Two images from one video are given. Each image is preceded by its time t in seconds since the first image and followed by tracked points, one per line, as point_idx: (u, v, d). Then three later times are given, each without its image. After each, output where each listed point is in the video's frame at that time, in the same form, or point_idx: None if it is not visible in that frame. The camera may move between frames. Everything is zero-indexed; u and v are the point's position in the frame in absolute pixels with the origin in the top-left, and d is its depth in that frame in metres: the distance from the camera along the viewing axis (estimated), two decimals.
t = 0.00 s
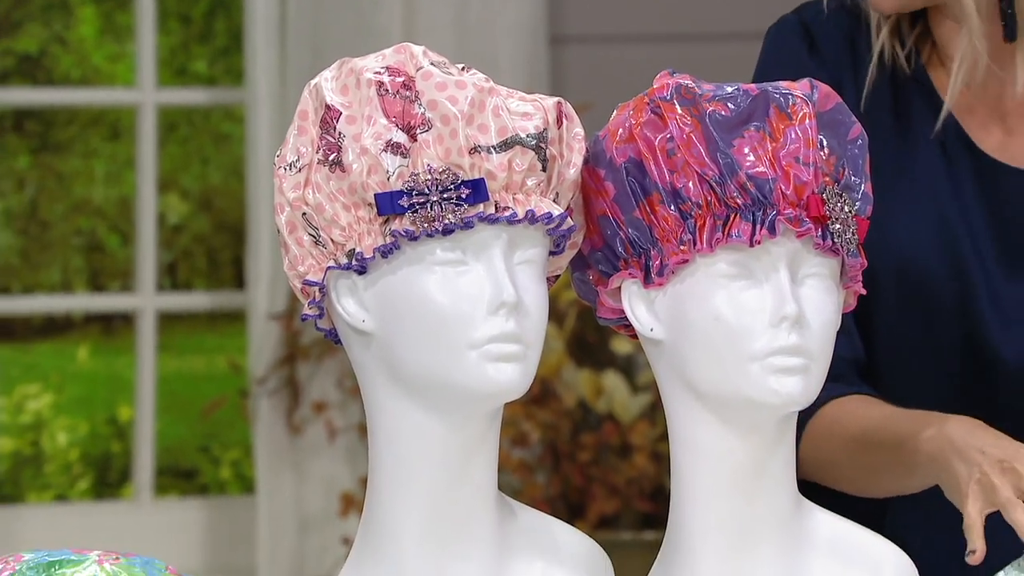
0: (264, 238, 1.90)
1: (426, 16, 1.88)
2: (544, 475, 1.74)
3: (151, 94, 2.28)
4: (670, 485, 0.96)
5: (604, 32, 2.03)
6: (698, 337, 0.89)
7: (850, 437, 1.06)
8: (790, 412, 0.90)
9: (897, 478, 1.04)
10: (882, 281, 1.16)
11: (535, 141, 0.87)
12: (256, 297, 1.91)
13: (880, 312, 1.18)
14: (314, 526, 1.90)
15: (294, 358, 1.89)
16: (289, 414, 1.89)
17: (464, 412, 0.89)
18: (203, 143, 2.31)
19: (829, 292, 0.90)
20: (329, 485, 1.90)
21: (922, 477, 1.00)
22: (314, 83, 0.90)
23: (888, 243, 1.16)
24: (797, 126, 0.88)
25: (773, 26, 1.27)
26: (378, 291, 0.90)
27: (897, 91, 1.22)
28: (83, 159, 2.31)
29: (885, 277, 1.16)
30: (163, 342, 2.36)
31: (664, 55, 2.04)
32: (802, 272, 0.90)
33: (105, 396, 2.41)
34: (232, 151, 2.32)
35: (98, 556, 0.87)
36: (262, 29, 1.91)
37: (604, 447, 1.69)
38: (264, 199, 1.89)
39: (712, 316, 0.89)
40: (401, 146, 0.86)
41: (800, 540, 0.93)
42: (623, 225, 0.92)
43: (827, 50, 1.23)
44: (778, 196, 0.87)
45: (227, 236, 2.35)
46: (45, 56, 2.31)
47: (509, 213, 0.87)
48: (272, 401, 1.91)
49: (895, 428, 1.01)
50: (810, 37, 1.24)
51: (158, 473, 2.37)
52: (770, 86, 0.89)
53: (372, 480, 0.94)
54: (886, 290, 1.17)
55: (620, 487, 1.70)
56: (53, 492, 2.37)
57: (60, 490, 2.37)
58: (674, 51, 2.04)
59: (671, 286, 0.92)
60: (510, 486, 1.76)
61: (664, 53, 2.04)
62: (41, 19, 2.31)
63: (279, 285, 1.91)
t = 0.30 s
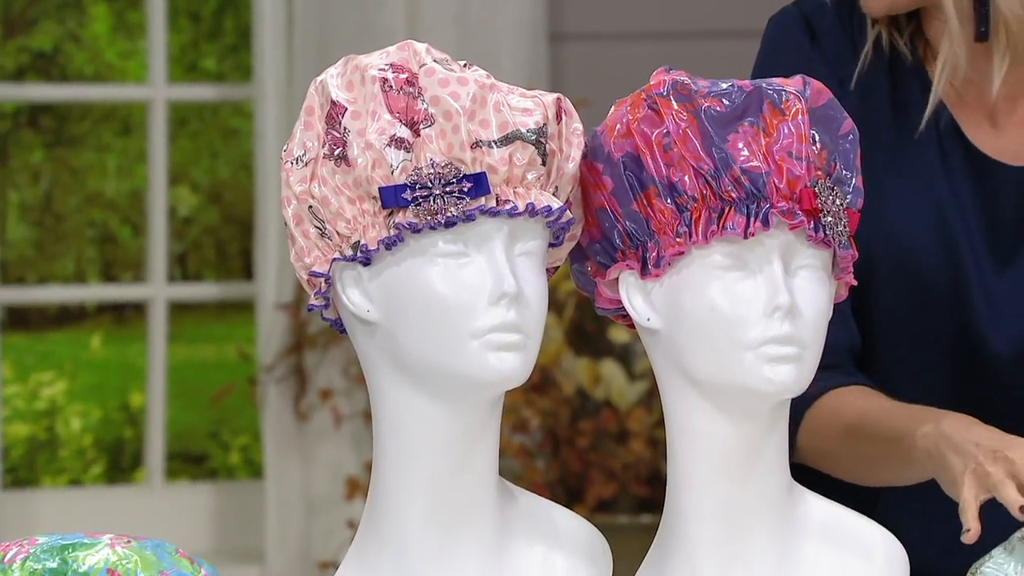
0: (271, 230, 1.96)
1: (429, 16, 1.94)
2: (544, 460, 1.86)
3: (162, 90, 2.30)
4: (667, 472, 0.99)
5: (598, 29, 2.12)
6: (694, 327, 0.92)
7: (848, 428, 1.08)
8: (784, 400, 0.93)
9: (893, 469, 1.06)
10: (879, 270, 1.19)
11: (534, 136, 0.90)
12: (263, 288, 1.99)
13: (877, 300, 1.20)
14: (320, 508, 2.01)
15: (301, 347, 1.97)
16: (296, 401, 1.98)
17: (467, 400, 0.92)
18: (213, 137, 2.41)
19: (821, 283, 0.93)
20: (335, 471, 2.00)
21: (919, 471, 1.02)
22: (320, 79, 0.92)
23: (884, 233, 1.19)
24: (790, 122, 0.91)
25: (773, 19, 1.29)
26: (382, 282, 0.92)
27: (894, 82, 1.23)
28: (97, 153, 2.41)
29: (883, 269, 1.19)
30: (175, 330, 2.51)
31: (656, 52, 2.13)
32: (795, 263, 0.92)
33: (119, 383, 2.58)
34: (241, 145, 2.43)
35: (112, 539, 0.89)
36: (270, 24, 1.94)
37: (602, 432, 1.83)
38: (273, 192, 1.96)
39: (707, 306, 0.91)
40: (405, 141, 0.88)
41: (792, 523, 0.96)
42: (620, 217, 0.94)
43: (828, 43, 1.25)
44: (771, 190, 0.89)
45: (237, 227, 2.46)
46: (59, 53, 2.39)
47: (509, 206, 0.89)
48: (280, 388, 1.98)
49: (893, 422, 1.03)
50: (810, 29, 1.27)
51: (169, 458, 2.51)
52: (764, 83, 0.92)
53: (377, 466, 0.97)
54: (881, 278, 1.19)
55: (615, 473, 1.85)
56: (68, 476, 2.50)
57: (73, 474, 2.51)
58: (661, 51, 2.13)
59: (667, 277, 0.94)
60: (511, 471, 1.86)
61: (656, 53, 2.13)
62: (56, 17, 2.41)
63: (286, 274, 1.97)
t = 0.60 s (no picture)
0: (278, 226, 2.03)
1: (432, 15, 1.97)
2: (544, 447, 1.90)
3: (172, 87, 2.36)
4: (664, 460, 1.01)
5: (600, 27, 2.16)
6: (689, 318, 0.94)
7: (848, 418, 1.10)
8: (777, 389, 0.95)
9: (892, 457, 1.09)
10: (876, 265, 1.21)
11: (534, 132, 0.92)
12: (272, 279, 2.05)
13: (875, 296, 1.23)
14: (326, 493, 2.05)
15: (307, 337, 2.02)
16: (303, 390, 2.03)
17: (468, 389, 0.94)
18: (222, 133, 2.46)
19: (813, 275, 0.95)
20: (340, 457, 2.04)
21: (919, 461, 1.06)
22: (326, 77, 0.95)
23: (879, 229, 1.21)
24: (783, 118, 0.93)
25: (773, 18, 1.32)
26: (386, 274, 0.95)
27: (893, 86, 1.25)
28: (109, 149, 2.48)
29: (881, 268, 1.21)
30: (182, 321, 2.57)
31: (652, 49, 2.18)
32: (788, 256, 0.95)
33: (131, 371, 2.63)
34: (249, 141, 2.48)
35: (122, 524, 0.88)
36: (278, 27, 2.01)
37: (600, 420, 1.86)
38: (279, 188, 2.00)
39: (703, 298, 0.94)
40: (408, 137, 0.91)
41: (785, 508, 0.99)
42: (618, 211, 0.97)
43: (826, 44, 1.27)
44: (765, 184, 0.92)
45: (246, 222, 2.51)
46: (73, 52, 2.47)
47: (510, 200, 0.92)
48: (287, 377, 2.04)
49: (892, 412, 1.06)
50: (810, 30, 1.28)
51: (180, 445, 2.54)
52: (758, 80, 0.94)
53: (381, 454, 0.99)
54: (879, 275, 1.22)
55: (613, 459, 1.87)
56: (82, 462, 2.55)
57: (87, 460, 2.57)
58: (656, 49, 2.18)
59: (664, 269, 0.96)
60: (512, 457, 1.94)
61: (652, 51, 2.18)
62: (69, 16, 2.47)
63: (293, 265, 2.02)
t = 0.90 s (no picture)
0: (283, 220, 2.06)
1: (433, 12, 1.99)
2: (542, 433, 1.93)
3: (181, 84, 2.44)
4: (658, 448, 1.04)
5: (597, 26, 2.19)
6: (683, 309, 0.97)
7: (831, 399, 1.13)
8: (768, 377, 0.98)
9: (875, 435, 1.11)
10: (864, 259, 1.24)
11: (533, 128, 0.95)
12: (276, 271, 2.08)
13: (863, 290, 1.26)
14: (330, 480, 2.09)
15: (312, 327, 2.06)
16: (307, 378, 2.06)
17: (468, 378, 0.97)
18: (228, 129, 2.49)
19: (804, 267, 0.98)
20: (344, 444, 2.08)
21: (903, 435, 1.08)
22: (329, 74, 0.97)
23: (868, 224, 1.24)
24: (775, 114, 0.96)
25: (765, 18, 1.34)
26: (388, 265, 0.97)
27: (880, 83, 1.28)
28: (120, 144, 2.51)
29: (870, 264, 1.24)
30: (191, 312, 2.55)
31: (647, 46, 2.21)
32: (780, 248, 0.98)
33: (141, 360, 2.65)
34: (255, 136, 2.51)
35: (131, 510, 0.87)
36: (283, 25, 2.00)
37: (597, 408, 1.91)
38: (284, 183, 2.04)
39: (696, 289, 0.96)
40: (410, 132, 0.93)
41: (776, 494, 1.02)
42: (614, 205, 0.99)
43: (816, 45, 1.30)
44: (757, 178, 0.94)
45: (252, 214, 2.53)
46: (84, 49, 2.50)
47: (509, 193, 0.94)
48: (292, 365, 2.07)
49: (875, 390, 1.08)
50: (801, 30, 1.31)
51: (187, 431, 2.57)
52: (750, 77, 0.97)
53: (383, 442, 1.02)
54: (867, 270, 1.24)
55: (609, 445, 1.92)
56: (93, 449, 2.58)
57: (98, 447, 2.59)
58: (650, 46, 2.20)
59: (659, 261, 0.99)
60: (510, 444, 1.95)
61: (647, 49, 2.21)
62: (80, 15, 2.50)
63: (298, 257, 2.07)
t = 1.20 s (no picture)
0: (287, 213, 2.09)
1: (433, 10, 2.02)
2: (539, 423, 1.97)
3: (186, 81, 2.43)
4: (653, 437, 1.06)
5: (594, 24, 2.22)
6: (678, 301, 0.99)
7: (827, 390, 1.15)
8: (761, 368, 1.00)
9: (870, 423, 1.14)
10: (852, 251, 1.26)
11: (530, 124, 0.97)
12: (280, 263, 2.11)
13: (851, 284, 1.28)
14: (333, 467, 2.11)
15: (315, 318, 2.08)
16: (310, 368, 2.09)
17: (468, 368, 0.99)
18: (234, 124, 2.53)
19: (796, 259, 1.00)
20: (346, 433, 2.10)
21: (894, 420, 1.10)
22: (331, 71, 0.99)
23: (857, 217, 1.26)
24: (767, 110, 0.98)
25: (744, 21, 1.36)
26: (389, 258, 0.99)
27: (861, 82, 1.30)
28: (127, 139, 2.54)
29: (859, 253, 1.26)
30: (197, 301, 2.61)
31: (643, 44, 2.23)
32: (772, 241, 1.00)
33: (147, 351, 2.69)
34: (260, 132, 2.54)
35: (138, 496, 0.89)
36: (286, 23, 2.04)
37: (593, 397, 1.95)
38: (287, 177, 2.06)
39: (691, 281, 0.98)
40: (410, 128, 0.95)
41: (768, 482, 1.04)
42: (610, 199, 1.01)
43: (797, 44, 1.33)
44: (750, 173, 0.96)
45: (256, 208, 2.56)
46: (92, 47, 2.52)
47: (507, 188, 0.96)
48: (295, 356, 2.10)
49: (867, 378, 1.11)
50: (781, 31, 1.34)
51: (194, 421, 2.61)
52: (743, 74, 0.99)
53: (385, 431, 1.04)
54: (855, 264, 1.27)
55: (605, 433, 1.95)
56: (101, 437, 2.61)
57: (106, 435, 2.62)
58: (647, 42, 2.23)
59: (654, 254, 1.01)
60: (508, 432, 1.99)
61: (643, 45, 2.23)
62: (88, 13, 2.52)
63: (301, 250, 2.08)
